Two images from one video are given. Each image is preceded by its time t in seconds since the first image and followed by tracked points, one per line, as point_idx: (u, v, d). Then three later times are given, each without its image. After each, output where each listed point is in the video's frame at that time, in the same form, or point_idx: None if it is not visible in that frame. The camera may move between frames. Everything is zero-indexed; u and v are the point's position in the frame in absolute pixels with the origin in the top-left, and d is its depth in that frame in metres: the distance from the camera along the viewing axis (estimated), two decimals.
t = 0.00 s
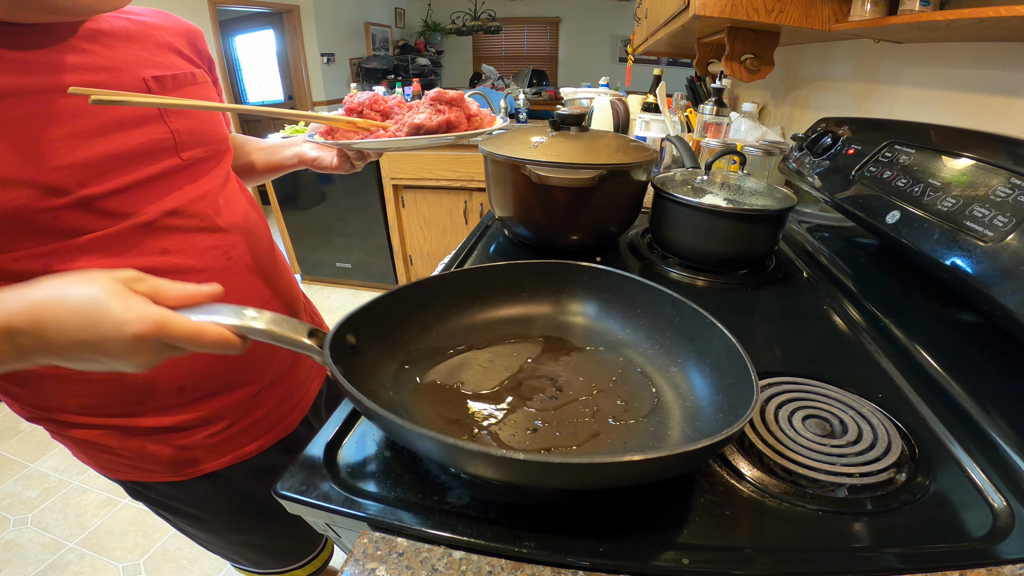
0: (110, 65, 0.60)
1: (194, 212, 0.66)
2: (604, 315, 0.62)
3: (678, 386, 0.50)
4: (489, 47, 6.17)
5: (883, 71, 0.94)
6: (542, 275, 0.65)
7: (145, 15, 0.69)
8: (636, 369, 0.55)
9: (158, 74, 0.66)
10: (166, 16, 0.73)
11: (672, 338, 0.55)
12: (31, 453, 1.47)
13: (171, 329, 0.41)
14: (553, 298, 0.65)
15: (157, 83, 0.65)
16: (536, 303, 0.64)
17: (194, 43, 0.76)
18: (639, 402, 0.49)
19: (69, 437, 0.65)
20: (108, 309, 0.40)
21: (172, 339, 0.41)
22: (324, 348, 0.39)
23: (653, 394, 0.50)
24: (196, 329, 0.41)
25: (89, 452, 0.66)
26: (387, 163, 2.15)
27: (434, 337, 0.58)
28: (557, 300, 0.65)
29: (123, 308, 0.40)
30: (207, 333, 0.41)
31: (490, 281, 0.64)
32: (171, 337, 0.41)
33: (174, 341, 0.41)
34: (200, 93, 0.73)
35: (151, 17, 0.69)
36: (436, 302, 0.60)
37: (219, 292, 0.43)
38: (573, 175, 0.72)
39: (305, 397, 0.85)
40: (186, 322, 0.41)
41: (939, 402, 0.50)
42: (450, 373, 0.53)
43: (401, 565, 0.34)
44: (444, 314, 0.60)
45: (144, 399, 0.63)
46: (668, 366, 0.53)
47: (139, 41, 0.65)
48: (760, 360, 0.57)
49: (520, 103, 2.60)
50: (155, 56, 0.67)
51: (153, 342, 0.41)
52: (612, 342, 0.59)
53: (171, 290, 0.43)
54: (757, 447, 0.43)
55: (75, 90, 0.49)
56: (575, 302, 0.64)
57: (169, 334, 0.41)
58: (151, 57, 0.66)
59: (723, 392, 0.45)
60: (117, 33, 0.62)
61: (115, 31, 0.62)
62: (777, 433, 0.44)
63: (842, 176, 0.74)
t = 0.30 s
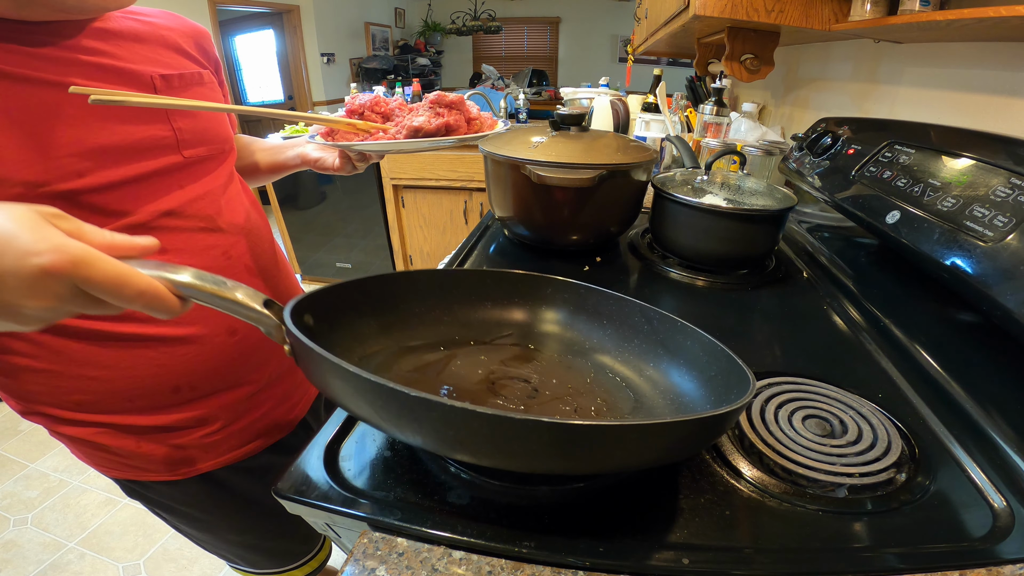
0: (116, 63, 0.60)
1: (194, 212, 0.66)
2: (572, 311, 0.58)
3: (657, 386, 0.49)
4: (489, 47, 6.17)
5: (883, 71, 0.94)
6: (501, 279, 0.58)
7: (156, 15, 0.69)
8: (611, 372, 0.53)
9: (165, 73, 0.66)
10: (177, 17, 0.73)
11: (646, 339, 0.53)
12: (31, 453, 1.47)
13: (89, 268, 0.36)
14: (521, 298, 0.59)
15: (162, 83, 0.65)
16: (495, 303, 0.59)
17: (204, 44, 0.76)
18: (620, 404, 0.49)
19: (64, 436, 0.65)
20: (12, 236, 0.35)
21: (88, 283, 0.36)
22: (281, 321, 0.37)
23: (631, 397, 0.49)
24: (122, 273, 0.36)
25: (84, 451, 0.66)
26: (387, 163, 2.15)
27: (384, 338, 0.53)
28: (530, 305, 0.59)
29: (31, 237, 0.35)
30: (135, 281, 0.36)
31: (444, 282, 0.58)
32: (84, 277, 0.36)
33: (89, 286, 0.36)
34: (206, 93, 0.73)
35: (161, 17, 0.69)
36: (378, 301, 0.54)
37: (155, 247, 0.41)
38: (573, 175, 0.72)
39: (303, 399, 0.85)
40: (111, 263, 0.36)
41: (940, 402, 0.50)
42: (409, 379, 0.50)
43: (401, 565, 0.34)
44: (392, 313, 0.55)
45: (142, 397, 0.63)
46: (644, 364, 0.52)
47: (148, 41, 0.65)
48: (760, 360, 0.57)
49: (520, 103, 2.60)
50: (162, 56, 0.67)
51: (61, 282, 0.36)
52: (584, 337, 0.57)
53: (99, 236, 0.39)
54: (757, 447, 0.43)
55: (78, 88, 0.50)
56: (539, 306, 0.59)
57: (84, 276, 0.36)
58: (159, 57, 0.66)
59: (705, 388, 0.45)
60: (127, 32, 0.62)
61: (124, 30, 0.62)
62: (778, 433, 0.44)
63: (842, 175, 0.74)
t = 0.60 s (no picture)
0: (115, 62, 0.61)
1: (194, 210, 0.66)
2: (575, 281, 0.63)
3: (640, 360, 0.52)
4: (489, 47, 6.17)
5: (883, 71, 0.94)
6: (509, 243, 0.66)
7: (157, 16, 0.69)
8: (598, 340, 0.56)
9: (165, 72, 0.66)
10: (177, 18, 0.73)
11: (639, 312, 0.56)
12: (31, 453, 1.47)
13: (51, 261, 0.39)
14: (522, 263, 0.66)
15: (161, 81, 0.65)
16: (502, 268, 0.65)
17: (203, 45, 0.76)
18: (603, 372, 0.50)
19: (62, 436, 0.65)
20: None
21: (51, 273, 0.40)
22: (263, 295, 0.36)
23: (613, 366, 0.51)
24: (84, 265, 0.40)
25: (80, 450, 0.66)
26: (387, 163, 2.15)
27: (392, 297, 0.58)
28: (528, 262, 0.66)
29: None
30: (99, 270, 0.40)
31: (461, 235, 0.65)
32: (45, 268, 0.39)
33: (51, 276, 0.40)
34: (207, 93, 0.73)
35: (161, 18, 0.69)
36: (397, 258, 0.61)
37: (114, 213, 0.42)
38: (573, 175, 0.72)
39: (304, 399, 0.85)
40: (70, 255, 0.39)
41: (940, 402, 0.50)
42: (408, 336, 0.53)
43: (402, 565, 0.34)
44: (404, 273, 0.61)
45: (141, 396, 0.63)
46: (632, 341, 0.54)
47: (147, 40, 0.65)
48: (760, 360, 0.57)
49: (520, 103, 2.60)
50: (161, 56, 0.67)
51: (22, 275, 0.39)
52: (578, 312, 0.60)
53: (50, 215, 0.41)
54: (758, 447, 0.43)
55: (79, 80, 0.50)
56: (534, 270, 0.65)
57: (47, 267, 0.39)
58: (158, 57, 0.66)
59: (689, 375, 0.46)
60: (126, 32, 0.62)
61: (124, 29, 0.62)
62: (778, 433, 0.44)
63: (842, 176, 0.74)
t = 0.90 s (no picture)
0: (106, 62, 0.61)
1: (193, 209, 0.66)
2: (603, 217, 0.61)
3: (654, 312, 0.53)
4: (489, 47, 6.17)
5: (883, 71, 0.94)
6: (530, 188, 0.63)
7: (141, 16, 0.69)
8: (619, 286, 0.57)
9: (154, 70, 0.66)
10: (161, 17, 0.73)
11: (659, 258, 0.55)
12: (31, 453, 1.47)
13: (145, 350, 0.37)
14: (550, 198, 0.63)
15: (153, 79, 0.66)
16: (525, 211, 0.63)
17: (187, 44, 0.76)
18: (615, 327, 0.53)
19: (77, 436, 0.65)
20: (64, 345, 0.35)
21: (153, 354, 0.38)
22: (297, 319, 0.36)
23: (626, 319, 0.54)
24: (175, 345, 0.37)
25: (95, 450, 0.66)
26: (387, 163, 2.16)
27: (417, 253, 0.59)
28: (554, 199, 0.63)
29: (70, 343, 0.35)
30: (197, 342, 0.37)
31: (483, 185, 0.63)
32: (148, 356, 0.38)
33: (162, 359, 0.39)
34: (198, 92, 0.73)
35: (144, 17, 0.69)
36: (420, 210, 0.60)
37: (164, 272, 0.36)
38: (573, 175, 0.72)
39: (314, 390, 0.84)
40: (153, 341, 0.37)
41: (940, 402, 0.50)
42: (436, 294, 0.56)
43: (401, 565, 0.34)
44: (429, 226, 0.61)
45: (153, 395, 0.62)
46: (649, 290, 0.55)
47: (135, 40, 0.65)
48: (761, 360, 0.57)
49: (520, 103, 2.60)
50: (149, 54, 0.67)
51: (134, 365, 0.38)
52: (597, 254, 0.60)
53: (111, 290, 0.37)
54: (758, 447, 0.43)
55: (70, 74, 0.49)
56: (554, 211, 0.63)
57: (147, 355, 0.38)
58: (147, 56, 0.66)
59: (694, 341, 0.47)
60: (113, 32, 0.62)
61: (110, 29, 0.62)
62: (777, 433, 0.44)
63: (842, 176, 0.74)
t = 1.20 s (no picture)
0: (96, 64, 0.61)
1: (192, 208, 0.66)
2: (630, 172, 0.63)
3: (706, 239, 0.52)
4: (489, 47, 6.17)
5: (883, 71, 0.94)
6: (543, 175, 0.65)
7: (128, 19, 0.69)
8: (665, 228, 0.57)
9: (144, 70, 0.66)
10: (144, 18, 0.72)
11: (693, 188, 0.55)
12: (31, 453, 1.47)
13: (204, 351, 0.42)
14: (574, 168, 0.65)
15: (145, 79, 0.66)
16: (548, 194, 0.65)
17: (174, 44, 0.76)
18: (669, 274, 0.52)
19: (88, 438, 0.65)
20: (148, 350, 0.42)
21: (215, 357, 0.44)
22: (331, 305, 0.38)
23: (678, 261, 0.53)
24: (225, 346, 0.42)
25: (108, 451, 0.66)
26: (387, 162, 2.17)
27: (451, 248, 0.60)
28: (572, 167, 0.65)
29: (152, 348, 0.42)
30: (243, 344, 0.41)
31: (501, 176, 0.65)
32: (210, 358, 0.43)
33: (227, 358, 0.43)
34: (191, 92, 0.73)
35: (130, 20, 0.69)
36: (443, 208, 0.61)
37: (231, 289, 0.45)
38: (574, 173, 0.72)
39: (322, 384, 0.84)
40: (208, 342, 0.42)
41: (940, 402, 0.50)
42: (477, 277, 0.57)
43: (401, 565, 0.34)
44: (459, 221, 0.62)
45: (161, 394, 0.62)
46: (695, 220, 0.54)
47: (120, 42, 0.65)
48: (761, 360, 0.57)
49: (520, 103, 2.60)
50: (137, 56, 0.67)
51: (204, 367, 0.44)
52: (635, 210, 0.60)
53: (192, 308, 0.45)
54: (758, 447, 0.43)
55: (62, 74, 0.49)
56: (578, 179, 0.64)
57: (205, 358, 0.43)
58: (135, 57, 0.66)
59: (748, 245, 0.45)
60: (98, 35, 0.62)
61: (94, 31, 0.62)
62: (777, 433, 0.44)
63: (842, 176, 0.74)
